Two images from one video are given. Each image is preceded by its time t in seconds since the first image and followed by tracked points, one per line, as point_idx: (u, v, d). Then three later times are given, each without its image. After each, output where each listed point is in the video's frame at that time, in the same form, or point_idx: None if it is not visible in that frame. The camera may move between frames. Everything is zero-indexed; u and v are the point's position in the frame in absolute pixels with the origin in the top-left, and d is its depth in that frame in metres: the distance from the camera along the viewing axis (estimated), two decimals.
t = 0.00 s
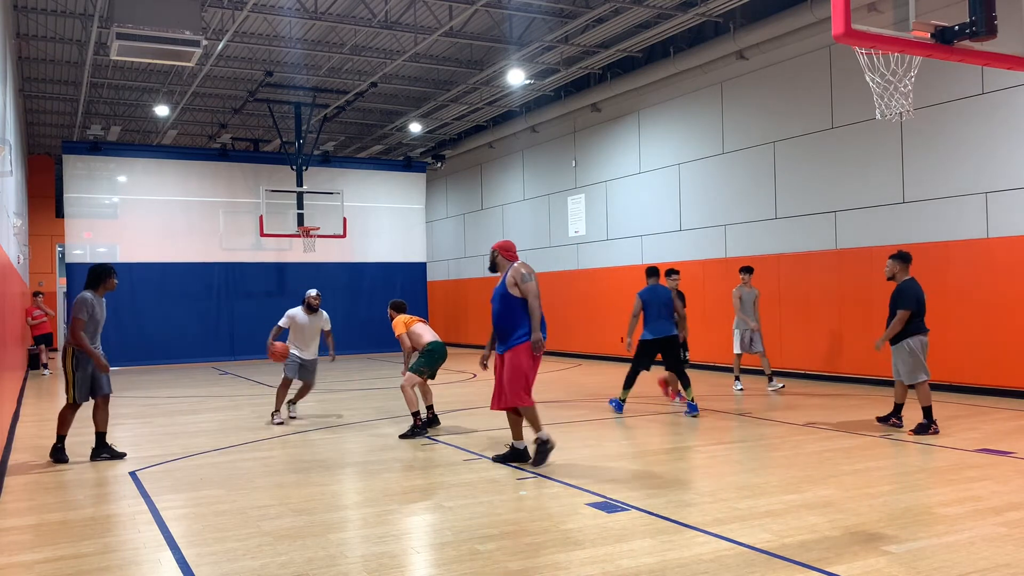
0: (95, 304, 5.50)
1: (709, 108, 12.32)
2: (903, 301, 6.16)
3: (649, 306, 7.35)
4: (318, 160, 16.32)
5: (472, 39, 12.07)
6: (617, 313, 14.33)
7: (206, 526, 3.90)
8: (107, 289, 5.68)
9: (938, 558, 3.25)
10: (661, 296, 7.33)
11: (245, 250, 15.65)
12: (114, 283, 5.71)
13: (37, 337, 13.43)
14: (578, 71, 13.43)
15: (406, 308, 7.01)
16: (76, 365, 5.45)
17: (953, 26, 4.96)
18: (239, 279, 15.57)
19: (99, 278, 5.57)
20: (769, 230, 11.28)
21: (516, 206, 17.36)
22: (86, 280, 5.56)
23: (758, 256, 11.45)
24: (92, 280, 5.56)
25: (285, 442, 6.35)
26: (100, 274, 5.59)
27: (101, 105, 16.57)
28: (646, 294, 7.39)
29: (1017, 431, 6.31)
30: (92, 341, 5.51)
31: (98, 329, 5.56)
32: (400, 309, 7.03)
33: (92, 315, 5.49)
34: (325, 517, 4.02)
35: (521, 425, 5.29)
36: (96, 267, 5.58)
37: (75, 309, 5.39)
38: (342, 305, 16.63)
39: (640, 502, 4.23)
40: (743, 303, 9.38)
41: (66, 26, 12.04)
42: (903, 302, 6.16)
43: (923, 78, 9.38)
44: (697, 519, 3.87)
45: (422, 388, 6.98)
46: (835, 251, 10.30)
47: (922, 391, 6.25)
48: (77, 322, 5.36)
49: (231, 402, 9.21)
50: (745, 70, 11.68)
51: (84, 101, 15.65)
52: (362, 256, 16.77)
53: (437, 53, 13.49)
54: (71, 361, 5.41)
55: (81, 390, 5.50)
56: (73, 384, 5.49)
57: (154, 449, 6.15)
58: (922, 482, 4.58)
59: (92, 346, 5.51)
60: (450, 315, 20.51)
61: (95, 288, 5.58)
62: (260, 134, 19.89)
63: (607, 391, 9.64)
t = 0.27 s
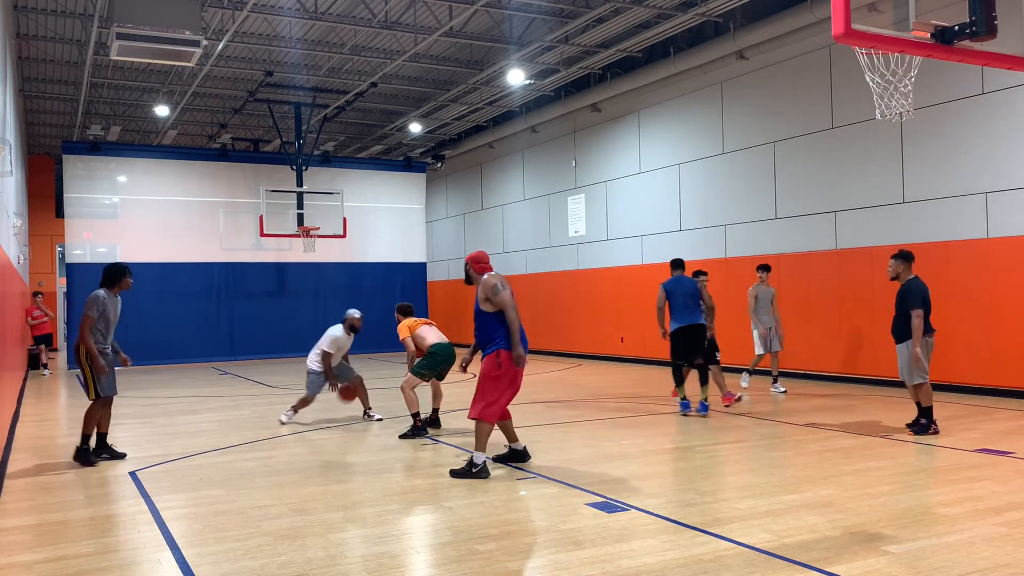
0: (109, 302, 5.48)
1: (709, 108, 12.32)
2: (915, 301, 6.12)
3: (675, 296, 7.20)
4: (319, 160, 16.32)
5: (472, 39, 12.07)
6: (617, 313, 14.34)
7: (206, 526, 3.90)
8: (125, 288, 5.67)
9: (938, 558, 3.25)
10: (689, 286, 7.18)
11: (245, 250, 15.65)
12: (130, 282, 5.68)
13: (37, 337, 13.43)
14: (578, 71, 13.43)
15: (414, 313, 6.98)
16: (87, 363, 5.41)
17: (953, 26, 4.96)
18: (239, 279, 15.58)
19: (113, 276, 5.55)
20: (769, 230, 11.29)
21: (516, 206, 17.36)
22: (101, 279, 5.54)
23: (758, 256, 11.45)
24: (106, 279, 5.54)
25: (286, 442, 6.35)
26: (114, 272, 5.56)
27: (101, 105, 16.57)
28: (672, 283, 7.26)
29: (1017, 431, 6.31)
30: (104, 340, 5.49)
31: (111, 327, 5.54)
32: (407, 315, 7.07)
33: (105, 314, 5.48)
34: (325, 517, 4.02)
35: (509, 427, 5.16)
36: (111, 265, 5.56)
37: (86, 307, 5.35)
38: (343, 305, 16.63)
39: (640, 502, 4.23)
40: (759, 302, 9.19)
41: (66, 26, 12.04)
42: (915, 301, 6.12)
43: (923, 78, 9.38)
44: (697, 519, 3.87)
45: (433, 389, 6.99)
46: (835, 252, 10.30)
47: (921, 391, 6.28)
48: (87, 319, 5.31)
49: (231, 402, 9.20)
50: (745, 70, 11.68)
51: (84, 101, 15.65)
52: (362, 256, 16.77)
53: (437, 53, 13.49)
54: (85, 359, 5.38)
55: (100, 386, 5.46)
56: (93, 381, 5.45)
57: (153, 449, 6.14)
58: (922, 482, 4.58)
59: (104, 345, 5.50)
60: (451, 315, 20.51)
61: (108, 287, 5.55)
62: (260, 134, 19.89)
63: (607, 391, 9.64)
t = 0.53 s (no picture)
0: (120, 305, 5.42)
1: (709, 108, 12.31)
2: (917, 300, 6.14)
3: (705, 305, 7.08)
4: (319, 160, 16.32)
5: (472, 39, 12.07)
6: (617, 313, 14.33)
7: (206, 526, 3.90)
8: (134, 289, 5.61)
9: (938, 558, 3.25)
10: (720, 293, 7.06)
11: (245, 250, 15.65)
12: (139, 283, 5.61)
13: (37, 337, 13.43)
14: (578, 71, 13.43)
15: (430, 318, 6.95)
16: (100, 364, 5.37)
17: (952, 26, 4.96)
18: (239, 279, 15.58)
19: (122, 278, 5.49)
20: (770, 230, 11.28)
21: (516, 206, 17.36)
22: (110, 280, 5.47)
23: (758, 256, 11.45)
24: (116, 279, 5.47)
25: (285, 442, 6.35)
26: (124, 273, 5.50)
27: (101, 105, 16.57)
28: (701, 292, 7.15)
29: (1017, 431, 6.31)
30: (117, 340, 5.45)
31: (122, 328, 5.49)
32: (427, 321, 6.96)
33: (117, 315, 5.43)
34: (326, 517, 4.02)
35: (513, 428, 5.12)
36: (119, 267, 5.49)
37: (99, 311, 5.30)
38: (343, 305, 16.63)
39: (640, 502, 4.23)
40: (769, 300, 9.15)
41: (66, 26, 12.04)
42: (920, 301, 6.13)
43: (923, 78, 9.38)
44: (697, 519, 3.87)
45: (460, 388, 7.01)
46: (835, 251, 10.30)
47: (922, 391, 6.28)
48: (100, 322, 5.26)
49: (231, 402, 9.20)
50: (745, 70, 11.68)
51: (84, 101, 15.65)
52: (362, 256, 16.77)
53: (437, 53, 13.49)
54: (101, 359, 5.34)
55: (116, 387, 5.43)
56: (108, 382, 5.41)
57: (154, 449, 6.15)
58: (922, 482, 4.59)
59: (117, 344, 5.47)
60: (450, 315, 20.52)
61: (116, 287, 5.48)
62: (260, 134, 19.89)
63: (606, 391, 9.64)
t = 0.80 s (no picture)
0: (136, 306, 5.42)
1: (709, 108, 12.31)
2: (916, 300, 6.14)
3: (741, 299, 6.83)
4: (318, 160, 16.32)
5: (472, 39, 12.07)
6: (617, 313, 14.33)
7: (206, 526, 3.90)
8: (148, 291, 5.60)
9: (938, 558, 3.25)
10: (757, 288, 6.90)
11: (245, 250, 15.64)
12: (154, 286, 5.61)
13: (37, 337, 13.44)
14: (578, 71, 13.44)
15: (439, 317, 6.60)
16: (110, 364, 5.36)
17: (953, 26, 4.96)
18: (239, 278, 15.57)
19: (141, 281, 5.48)
20: (770, 230, 11.28)
21: (516, 206, 17.36)
22: (127, 282, 5.45)
23: (758, 256, 11.45)
24: (132, 281, 5.45)
25: (286, 442, 6.35)
26: (141, 275, 5.48)
27: (101, 105, 16.57)
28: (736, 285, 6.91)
29: (1017, 431, 6.31)
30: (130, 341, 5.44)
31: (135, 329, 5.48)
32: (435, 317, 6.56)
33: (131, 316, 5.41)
34: (326, 517, 4.02)
35: (516, 429, 5.12)
36: (139, 269, 5.48)
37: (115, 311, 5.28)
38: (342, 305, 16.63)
39: (640, 501, 4.23)
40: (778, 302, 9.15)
41: (66, 26, 12.04)
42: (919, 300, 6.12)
43: (923, 78, 9.38)
44: (697, 519, 3.87)
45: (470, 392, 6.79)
46: (835, 251, 10.30)
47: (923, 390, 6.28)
48: (118, 324, 5.25)
49: (231, 402, 9.20)
50: (745, 70, 11.68)
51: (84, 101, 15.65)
52: (362, 256, 16.77)
53: (437, 53, 13.49)
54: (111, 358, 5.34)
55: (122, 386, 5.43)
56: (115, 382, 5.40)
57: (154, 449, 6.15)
58: (922, 482, 4.58)
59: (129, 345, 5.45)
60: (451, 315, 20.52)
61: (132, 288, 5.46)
62: (260, 134, 19.89)
63: (607, 391, 9.63)
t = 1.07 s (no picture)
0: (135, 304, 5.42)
1: (709, 108, 12.31)
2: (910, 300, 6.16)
3: (762, 302, 6.47)
4: (318, 160, 16.32)
5: (472, 39, 12.06)
6: (617, 313, 14.33)
7: (205, 526, 3.90)
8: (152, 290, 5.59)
9: (938, 558, 3.25)
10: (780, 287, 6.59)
11: (245, 250, 15.64)
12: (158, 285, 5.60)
13: (37, 337, 13.44)
14: (578, 71, 13.44)
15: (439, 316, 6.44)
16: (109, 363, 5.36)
17: (952, 26, 4.96)
18: (239, 278, 15.57)
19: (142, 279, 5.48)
20: (770, 230, 11.28)
21: (516, 206, 17.36)
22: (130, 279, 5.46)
23: (758, 256, 11.44)
24: (134, 280, 5.44)
25: (286, 442, 6.35)
26: (143, 274, 5.47)
27: (101, 105, 16.57)
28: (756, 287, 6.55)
29: (1018, 431, 6.31)
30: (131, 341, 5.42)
31: (136, 329, 5.47)
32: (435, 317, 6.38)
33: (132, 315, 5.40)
34: (326, 517, 4.02)
35: (518, 430, 5.11)
36: (141, 267, 5.48)
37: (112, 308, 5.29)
38: (342, 306, 16.63)
39: (640, 502, 4.23)
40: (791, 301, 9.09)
41: (66, 26, 12.04)
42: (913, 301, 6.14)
43: (923, 78, 9.38)
44: (697, 519, 3.87)
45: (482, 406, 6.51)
46: (835, 252, 10.30)
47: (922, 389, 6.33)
48: (114, 319, 5.25)
49: (231, 402, 9.20)
50: (745, 70, 11.68)
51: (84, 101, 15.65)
52: (362, 257, 16.76)
53: (437, 53, 13.49)
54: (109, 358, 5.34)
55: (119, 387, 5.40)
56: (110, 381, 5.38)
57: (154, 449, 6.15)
58: (922, 482, 4.58)
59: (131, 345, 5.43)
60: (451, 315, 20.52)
61: (135, 287, 5.46)
62: (260, 134, 19.89)
63: (606, 391, 9.63)
